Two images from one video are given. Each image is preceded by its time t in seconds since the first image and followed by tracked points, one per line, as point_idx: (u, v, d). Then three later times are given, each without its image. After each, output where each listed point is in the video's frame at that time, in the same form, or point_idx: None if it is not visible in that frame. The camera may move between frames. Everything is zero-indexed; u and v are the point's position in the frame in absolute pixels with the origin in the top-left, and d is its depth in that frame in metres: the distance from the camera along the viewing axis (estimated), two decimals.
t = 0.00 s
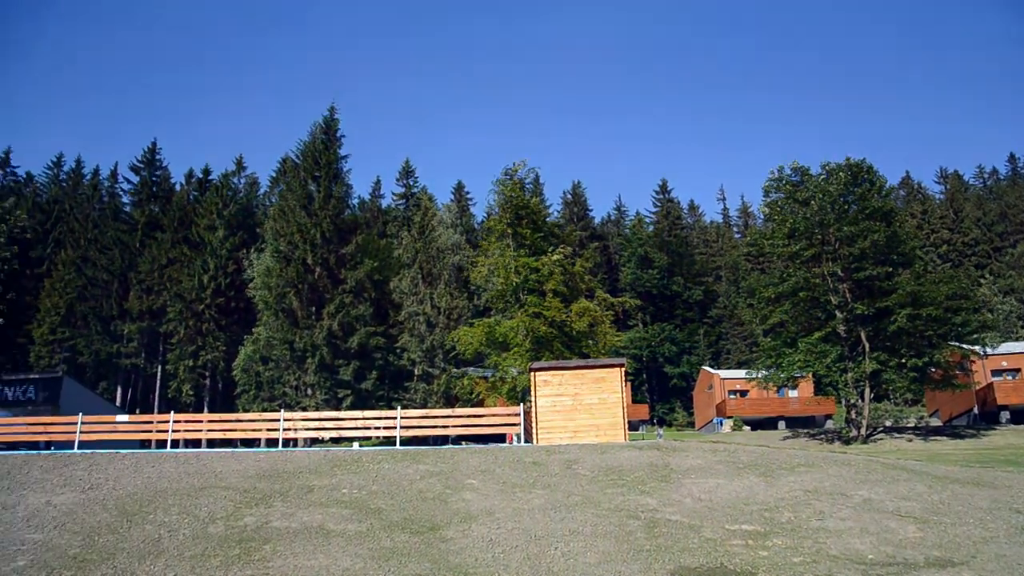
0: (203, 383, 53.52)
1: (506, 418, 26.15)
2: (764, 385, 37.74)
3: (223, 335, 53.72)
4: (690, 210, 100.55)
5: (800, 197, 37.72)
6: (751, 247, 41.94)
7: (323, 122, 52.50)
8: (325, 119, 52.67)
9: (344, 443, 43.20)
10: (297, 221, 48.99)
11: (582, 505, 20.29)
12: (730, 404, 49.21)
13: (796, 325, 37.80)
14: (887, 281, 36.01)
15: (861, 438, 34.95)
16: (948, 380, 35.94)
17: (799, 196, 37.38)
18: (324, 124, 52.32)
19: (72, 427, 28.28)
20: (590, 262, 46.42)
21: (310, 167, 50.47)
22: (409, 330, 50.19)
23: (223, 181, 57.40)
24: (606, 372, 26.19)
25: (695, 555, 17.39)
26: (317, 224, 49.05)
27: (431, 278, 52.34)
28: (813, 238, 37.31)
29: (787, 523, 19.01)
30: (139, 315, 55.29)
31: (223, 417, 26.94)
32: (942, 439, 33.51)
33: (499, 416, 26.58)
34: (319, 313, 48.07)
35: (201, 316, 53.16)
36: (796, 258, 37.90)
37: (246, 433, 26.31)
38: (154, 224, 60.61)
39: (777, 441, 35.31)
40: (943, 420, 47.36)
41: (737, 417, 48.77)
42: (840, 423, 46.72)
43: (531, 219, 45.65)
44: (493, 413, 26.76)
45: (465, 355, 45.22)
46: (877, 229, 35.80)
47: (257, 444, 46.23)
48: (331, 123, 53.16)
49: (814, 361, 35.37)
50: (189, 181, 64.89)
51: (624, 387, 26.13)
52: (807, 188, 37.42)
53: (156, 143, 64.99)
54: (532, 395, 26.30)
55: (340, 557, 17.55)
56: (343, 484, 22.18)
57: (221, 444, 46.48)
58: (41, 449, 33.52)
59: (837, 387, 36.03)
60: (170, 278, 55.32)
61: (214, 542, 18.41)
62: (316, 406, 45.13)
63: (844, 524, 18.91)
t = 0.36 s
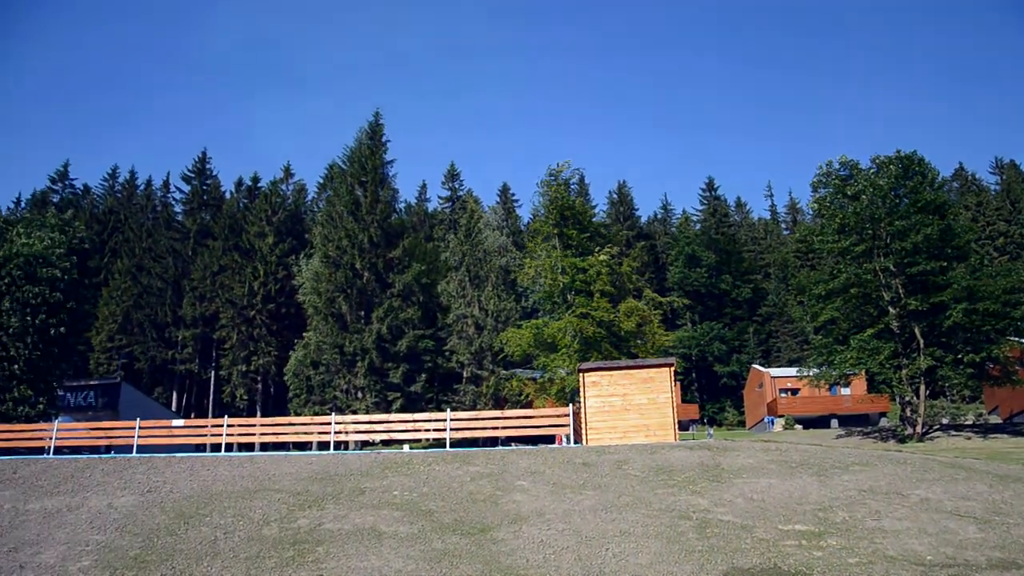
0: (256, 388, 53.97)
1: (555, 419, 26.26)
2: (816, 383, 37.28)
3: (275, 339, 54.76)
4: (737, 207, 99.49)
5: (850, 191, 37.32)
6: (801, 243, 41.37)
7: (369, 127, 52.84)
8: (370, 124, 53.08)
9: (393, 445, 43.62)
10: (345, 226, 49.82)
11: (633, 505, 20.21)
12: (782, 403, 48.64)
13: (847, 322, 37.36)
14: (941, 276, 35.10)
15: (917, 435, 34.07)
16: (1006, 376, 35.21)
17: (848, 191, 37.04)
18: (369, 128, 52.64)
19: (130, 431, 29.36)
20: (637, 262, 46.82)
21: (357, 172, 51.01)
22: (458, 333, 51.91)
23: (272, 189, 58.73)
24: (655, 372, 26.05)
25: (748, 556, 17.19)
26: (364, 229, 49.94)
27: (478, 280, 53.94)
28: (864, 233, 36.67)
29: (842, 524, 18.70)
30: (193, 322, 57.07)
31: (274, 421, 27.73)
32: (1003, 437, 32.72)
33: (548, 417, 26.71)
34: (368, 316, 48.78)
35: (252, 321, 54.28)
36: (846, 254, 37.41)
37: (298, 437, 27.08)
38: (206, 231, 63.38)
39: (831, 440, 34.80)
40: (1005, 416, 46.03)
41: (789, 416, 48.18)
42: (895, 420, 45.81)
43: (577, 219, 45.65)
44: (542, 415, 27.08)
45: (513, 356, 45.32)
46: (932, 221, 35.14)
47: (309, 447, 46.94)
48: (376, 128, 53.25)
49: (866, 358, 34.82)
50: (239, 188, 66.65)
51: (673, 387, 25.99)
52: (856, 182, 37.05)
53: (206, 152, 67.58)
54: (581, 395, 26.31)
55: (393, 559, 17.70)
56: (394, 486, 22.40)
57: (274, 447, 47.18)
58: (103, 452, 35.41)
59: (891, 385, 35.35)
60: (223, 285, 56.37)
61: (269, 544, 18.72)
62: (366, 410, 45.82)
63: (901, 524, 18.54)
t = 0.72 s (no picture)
0: (308, 392, 55.76)
1: (605, 420, 26.36)
2: (869, 380, 36.66)
3: (325, 344, 55.80)
4: (785, 203, 98.33)
5: (901, 184, 36.62)
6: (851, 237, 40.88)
7: (414, 132, 53.49)
8: (415, 129, 53.90)
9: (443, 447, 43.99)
10: (392, 229, 50.38)
11: (684, 506, 20.10)
12: (834, 400, 47.80)
13: (901, 318, 36.60)
14: (999, 269, 34.41)
15: (976, 433, 33.25)
16: None
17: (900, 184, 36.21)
18: (415, 133, 53.18)
19: (185, 436, 30.27)
20: (685, 260, 46.69)
21: (403, 176, 51.74)
22: (506, 335, 52.62)
23: (320, 196, 61.26)
24: (705, 371, 25.86)
25: (803, 557, 16.94)
26: (412, 233, 50.20)
27: (525, 282, 54.62)
28: (916, 227, 35.84)
29: (900, 523, 18.34)
30: (244, 328, 58.71)
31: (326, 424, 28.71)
32: None
33: (598, 417, 26.85)
34: (416, 320, 48.96)
35: (303, 326, 55.57)
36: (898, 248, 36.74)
37: (349, 439, 27.96)
38: (256, 239, 66.44)
39: (885, 437, 34.18)
40: None
41: (841, 414, 47.38)
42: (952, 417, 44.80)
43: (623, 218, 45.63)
44: (592, 415, 27.09)
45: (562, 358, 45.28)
46: (989, 213, 34.18)
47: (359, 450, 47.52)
48: (422, 132, 53.90)
49: (921, 354, 33.98)
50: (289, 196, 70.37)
51: (724, 387, 25.74)
52: (908, 174, 36.16)
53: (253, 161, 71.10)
54: (630, 395, 26.36)
55: (445, 560, 17.83)
56: (445, 488, 22.58)
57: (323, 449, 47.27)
58: (160, 456, 36.21)
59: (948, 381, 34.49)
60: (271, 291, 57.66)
61: (323, 545, 18.98)
62: (416, 412, 46.44)
63: (961, 525, 18.11)
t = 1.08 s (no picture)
0: (360, 395, 57.33)
1: (656, 421, 26.44)
2: (926, 377, 35.90)
3: (376, 347, 57.34)
4: (835, 198, 96.74)
5: (955, 175, 36.00)
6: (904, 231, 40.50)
7: (461, 136, 54.82)
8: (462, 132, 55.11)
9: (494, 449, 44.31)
10: (441, 232, 51.70)
11: (737, 506, 19.95)
12: (889, 398, 47.09)
13: (958, 312, 35.62)
14: None
15: None
16: None
17: (953, 175, 35.79)
18: (462, 136, 54.56)
19: (240, 440, 31.14)
20: (734, 258, 46.40)
21: (450, 180, 53.44)
22: (555, 336, 52.47)
23: (368, 201, 63.00)
24: (757, 370, 25.64)
25: (861, 557, 16.64)
26: (459, 236, 51.58)
27: (574, 282, 54.70)
28: (972, 218, 35.23)
29: (961, 523, 17.91)
30: (297, 332, 60.22)
31: (378, 427, 29.60)
32: None
33: (648, 417, 26.91)
34: (466, 321, 49.86)
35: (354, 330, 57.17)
36: (953, 241, 35.98)
37: (401, 442, 28.85)
38: (306, 244, 67.82)
39: (944, 435, 33.37)
40: None
41: (898, 412, 46.66)
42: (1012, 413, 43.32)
43: (670, 216, 45.51)
44: (642, 415, 27.12)
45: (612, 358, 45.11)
46: None
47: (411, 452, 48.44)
48: (468, 136, 55.41)
49: (980, 349, 33.09)
50: (337, 202, 71.92)
51: (777, 385, 25.50)
52: (963, 165, 35.71)
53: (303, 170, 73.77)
54: (682, 394, 26.30)
55: (497, 561, 17.93)
56: (497, 489, 23.05)
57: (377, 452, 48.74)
58: (216, 460, 36.95)
59: (1009, 377, 33.71)
60: (322, 295, 59.72)
61: (377, 546, 19.23)
62: (467, 413, 46.88)
63: None
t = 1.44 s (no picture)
0: (410, 398, 58.29)
1: (707, 420, 26.32)
2: (985, 372, 34.99)
3: (426, 349, 58.45)
4: (886, 191, 94.74)
5: (1012, 165, 35.03)
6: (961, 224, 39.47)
7: (506, 137, 55.27)
8: (508, 134, 55.46)
9: (546, 451, 44.59)
10: (488, 234, 52.12)
11: (792, 506, 19.73)
12: (947, 395, 46.38)
13: (1017, 306, 34.42)
14: None
15: None
16: None
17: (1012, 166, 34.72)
18: (506, 138, 54.88)
19: (293, 443, 31.86)
20: (783, 255, 45.98)
21: (497, 183, 53.88)
22: (604, 336, 52.44)
23: (415, 204, 63.75)
24: (809, 367, 25.29)
25: (920, 558, 16.31)
26: (507, 237, 51.86)
27: (622, 282, 54.56)
28: None
29: None
30: (347, 336, 61.28)
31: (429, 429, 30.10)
32: None
33: (699, 417, 26.78)
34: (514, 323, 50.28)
35: (403, 333, 58.16)
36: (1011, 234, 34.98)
37: (452, 443, 29.39)
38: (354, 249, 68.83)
39: (1005, 432, 32.49)
40: None
41: (956, 409, 45.61)
42: None
43: (717, 214, 45.24)
44: (693, 415, 26.99)
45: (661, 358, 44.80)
46: None
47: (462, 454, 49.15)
48: (513, 137, 55.86)
49: None
50: (384, 207, 72.73)
51: (830, 382, 25.11)
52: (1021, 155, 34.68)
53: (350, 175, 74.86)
54: (733, 394, 25.98)
55: (549, 562, 18.02)
56: (548, 490, 23.29)
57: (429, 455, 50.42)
58: (270, 464, 37.73)
59: None
60: (372, 299, 60.91)
61: (430, 548, 19.47)
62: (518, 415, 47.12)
63: None
